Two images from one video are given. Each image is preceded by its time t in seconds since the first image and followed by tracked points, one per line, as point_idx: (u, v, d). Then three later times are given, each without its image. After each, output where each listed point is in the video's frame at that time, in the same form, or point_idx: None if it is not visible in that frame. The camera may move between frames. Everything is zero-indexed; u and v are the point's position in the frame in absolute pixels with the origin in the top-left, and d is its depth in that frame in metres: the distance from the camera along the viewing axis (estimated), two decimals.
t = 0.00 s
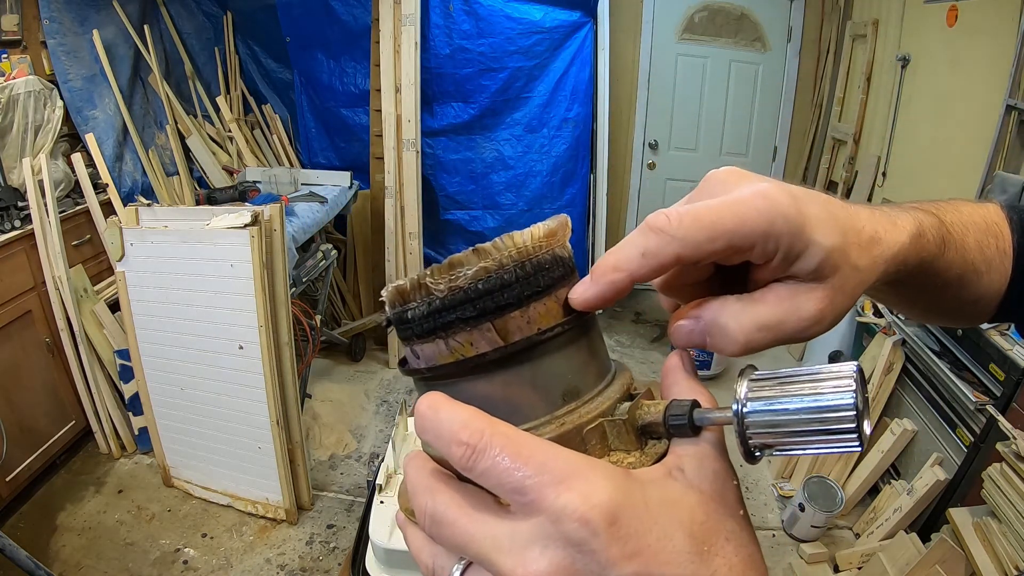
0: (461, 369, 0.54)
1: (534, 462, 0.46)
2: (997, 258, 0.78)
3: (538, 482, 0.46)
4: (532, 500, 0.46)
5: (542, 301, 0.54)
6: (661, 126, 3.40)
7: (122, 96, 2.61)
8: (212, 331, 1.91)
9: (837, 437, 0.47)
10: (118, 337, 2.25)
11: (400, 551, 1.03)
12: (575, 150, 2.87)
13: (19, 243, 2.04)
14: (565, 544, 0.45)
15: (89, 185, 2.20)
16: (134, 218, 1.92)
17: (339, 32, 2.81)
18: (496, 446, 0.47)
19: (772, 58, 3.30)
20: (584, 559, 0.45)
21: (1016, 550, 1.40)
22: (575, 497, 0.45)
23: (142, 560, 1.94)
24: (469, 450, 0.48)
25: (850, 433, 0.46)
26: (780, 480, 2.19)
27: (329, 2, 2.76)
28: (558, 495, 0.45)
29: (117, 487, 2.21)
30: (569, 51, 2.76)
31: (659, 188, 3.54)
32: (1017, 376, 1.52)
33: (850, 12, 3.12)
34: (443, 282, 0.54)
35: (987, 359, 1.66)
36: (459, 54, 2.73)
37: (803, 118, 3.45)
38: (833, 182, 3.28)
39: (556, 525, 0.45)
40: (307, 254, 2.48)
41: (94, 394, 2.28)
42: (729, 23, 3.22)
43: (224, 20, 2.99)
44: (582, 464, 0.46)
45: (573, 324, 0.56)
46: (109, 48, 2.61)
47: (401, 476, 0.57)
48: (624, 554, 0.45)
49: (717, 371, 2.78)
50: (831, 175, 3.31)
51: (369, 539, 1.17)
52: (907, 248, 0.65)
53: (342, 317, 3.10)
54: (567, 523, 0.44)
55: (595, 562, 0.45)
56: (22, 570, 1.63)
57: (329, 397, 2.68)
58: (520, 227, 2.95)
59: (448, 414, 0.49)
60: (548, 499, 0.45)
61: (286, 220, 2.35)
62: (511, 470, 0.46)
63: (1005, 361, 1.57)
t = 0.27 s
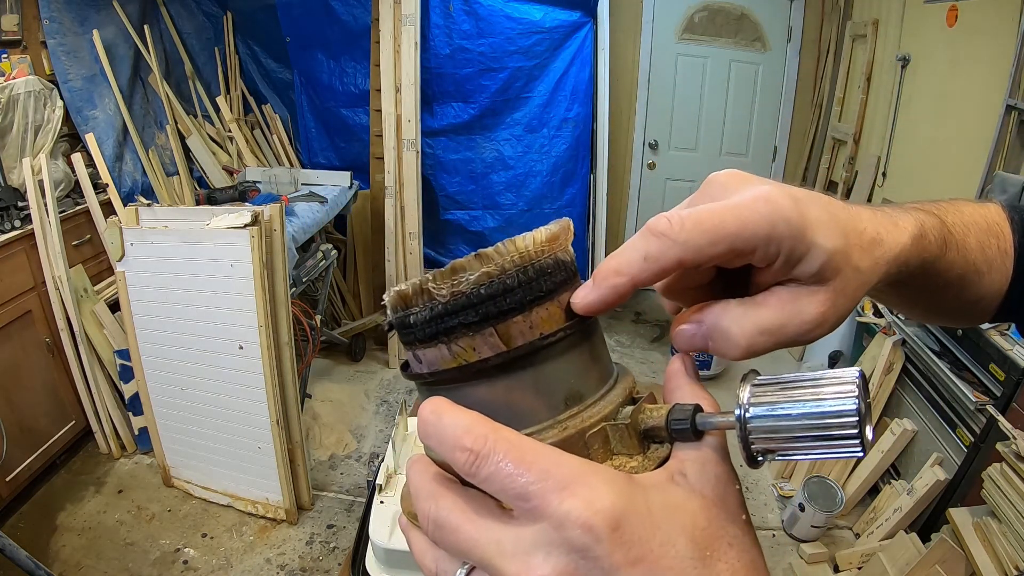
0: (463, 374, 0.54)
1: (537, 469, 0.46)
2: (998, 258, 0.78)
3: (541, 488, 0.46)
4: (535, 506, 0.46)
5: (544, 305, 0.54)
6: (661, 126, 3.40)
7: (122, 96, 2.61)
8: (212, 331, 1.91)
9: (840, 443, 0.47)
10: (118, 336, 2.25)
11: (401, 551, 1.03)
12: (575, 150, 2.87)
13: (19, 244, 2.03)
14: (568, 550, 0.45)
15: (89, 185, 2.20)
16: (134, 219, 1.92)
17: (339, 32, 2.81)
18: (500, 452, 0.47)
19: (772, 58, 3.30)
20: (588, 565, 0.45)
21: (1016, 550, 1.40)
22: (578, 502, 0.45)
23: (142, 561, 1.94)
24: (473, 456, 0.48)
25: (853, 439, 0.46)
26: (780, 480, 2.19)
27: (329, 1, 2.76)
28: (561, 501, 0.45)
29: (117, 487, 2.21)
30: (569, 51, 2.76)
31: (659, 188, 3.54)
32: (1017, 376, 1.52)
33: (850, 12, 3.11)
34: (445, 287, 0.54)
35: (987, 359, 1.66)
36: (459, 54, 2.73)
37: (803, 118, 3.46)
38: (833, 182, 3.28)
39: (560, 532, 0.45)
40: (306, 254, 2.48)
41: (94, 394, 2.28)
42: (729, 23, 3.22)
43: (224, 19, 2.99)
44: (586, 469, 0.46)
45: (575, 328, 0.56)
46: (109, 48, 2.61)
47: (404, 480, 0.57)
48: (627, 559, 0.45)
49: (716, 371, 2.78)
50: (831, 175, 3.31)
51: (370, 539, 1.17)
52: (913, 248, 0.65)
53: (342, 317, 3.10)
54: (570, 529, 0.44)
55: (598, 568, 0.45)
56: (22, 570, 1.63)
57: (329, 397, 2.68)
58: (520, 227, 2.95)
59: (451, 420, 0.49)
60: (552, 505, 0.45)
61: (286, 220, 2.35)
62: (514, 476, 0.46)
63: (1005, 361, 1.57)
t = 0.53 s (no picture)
0: (465, 378, 0.54)
1: (538, 472, 0.46)
2: (998, 260, 0.77)
3: (542, 491, 0.46)
4: (536, 509, 0.46)
5: (546, 309, 0.54)
6: (661, 126, 3.40)
7: (122, 97, 2.61)
8: (212, 331, 1.91)
9: (838, 446, 0.47)
10: (118, 337, 2.25)
11: (401, 552, 1.03)
12: (575, 150, 2.87)
13: (19, 244, 2.03)
14: (570, 552, 0.45)
15: (89, 185, 2.20)
16: (134, 219, 1.92)
17: (340, 32, 2.81)
18: (501, 455, 0.47)
19: (772, 58, 3.30)
20: (589, 567, 0.45)
21: (1016, 550, 1.40)
22: (580, 505, 0.45)
23: (142, 560, 1.94)
24: (474, 459, 0.48)
25: (851, 442, 0.46)
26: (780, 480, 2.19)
27: (329, 1, 2.76)
28: (562, 503, 0.45)
29: (117, 487, 2.21)
30: (569, 51, 2.76)
31: (659, 188, 3.54)
32: (1017, 376, 1.52)
33: (849, 12, 3.11)
34: (447, 292, 0.54)
35: (987, 359, 1.66)
36: (459, 54, 2.73)
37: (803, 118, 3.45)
38: (833, 182, 3.27)
39: (561, 534, 0.45)
40: (307, 254, 2.48)
41: (94, 394, 2.28)
42: (729, 23, 3.21)
43: (224, 19, 2.99)
44: (587, 472, 0.47)
45: (576, 332, 0.56)
46: (108, 48, 2.61)
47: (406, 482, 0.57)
48: (628, 562, 0.45)
49: (716, 371, 2.77)
50: (830, 175, 3.30)
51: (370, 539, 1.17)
52: (908, 253, 0.65)
53: (342, 317, 3.10)
54: (571, 531, 0.45)
55: (599, 570, 0.45)
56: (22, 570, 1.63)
57: (329, 397, 2.68)
58: (520, 227, 2.95)
59: (454, 424, 0.49)
60: (553, 507, 0.45)
61: (286, 220, 2.35)
62: (516, 479, 0.46)
63: (1004, 361, 1.57)
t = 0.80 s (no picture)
0: (461, 379, 0.54)
1: (532, 472, 0.46)
2: (992, 236, 0.78)
3: (536, 491, 0.46)
4: (531, 509, 0.46)
5: (542, 310, 0.55)
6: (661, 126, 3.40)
7: (122, 97, 2.61)
8: (212, 331, 1.91)
9: (833, 446, 0.47)
10: (118, 336, 2.25)
11: (401, 551, 1.03)
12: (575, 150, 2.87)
13: (19, 244, 2.04)
14: (564, 552, 0.45)
15: (89, 185, 2.20)
16: (134, 219, 1.92)
17: (339, 32, 2.81)
18: (496, 456, 0.47)
19: (772, 59, 3.31)
20: (583, 567, 0.45)
21: (1016, 550, 1.40)
22: (574, 505, 0.45)
23: (142, 560, 1.94)
24: (469, 460, 0.48)
25: (846, 442, 0.46)
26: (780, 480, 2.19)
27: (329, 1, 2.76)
28: (556, 503, 0.45)
29: (117, 487, 2.21)
30: (569, 51, 2.75)
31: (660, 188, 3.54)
32: (1017, 376, 1.52)
33: (850, 12, 3.09)
34: (443, 294, 0.54)
35: (987, 359, 1.66)
36: (459, 54, 2.73)
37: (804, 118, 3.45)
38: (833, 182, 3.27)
39: (555, 534, 0.45)
40: (306, 254, 2.48)
41: (94, 394, 2.28)
42: (729, 24, 3.21)
43: (224, 20, 2.99)
44: (582, 472, 0.47)
45: (572, 334, 0.56)
46: (109, 48, 2.61)
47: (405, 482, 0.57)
48: (623, 563, 0.44)
49: (716, 371, 2.77)
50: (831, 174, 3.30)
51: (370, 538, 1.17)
52: (912, 191, 0.63)
53: (342, 317, 3.10)
54: (565, 532, 0.45)
55: (593, 571, 0.45)
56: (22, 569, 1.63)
57: (330, 397, 2.68)
58: (520, 227, 2.95)
59: (449, 425, 0.50)
60: (548, 507, 0.45)
61: (286, 220, 2.35)
62: (510, 479, 0.47)
63: (1004, 361, 1.57)
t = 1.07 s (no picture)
0: (471, 373, 0.54)
1: (544, 473, 0.47)
2: (980, 234, 0.79)
3: (549, 493, 0.46)
4: (543, 509, 0.46)
5: (556, 305, 0.54)
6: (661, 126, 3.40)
7: (122, 96, 2.61)
8: (212, 332, 1.91)
9: (847, 454, 0.48)
10: (118, 337, 2.24)
11: (402, 552, 1.03)
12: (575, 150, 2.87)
13: (19, 244, 2.03)
14: (576, 555, 0.45)
15: (89, 185, 2.20)
16: (134, 219, 1.92)
17: (339, 32, 2.81)
18: (508, 454, 0.48)
19: (772, 58, 3.31)
20: (595, 569, 0.45)
21: (1016, 550, 1.40)
22: (586, 508, 0.45)
23: (142, 560, 1.94)
24: (480, 458, 0.48)
25: (860, 451, 0.47)
26: (780, 480, 2.19)
27: (329, 1, 2.76)
28: (569, 506, 0.45)
29: (117, 487, 2.21)
30: (569, 51, 2.75)
31: (659, 188, 3.54)
32: (1016, 376, 1.53)
33: (849, 12, 3.10)
34: (457, 285, 0.54)
35: (987, 360, 1.66)
36: (459, 54, 2.73)
37: (804, 117, 3.45)
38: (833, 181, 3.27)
39: (567, 535, 0.45)
40: (306, 254, 2.48)
41: (94, 394, 2.28)
42: (729, 23, 3.21)
43: (224, 19, 2.98)
44: (594, 475, 0.47)
45: (585, 330, 0.55)
46: (108, 48, 2.61)
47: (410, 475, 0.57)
48: (634, 565, 0.45)
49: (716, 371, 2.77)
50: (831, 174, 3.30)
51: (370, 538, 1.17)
52: (886, 187, 0.65)
53: (342, 317, 3.10)
54: (578, 534, 0.45)
55: (605, 573, 0.45)
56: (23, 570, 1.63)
57: (329, 397, 2.68)
58: (520, 226, 2.95)
59: (458, 421, 0.50)
60: (560, 509, 0.46)
61: (286, 220, 2.35)
62: (522, 480, 0.47)
63: (1004, 361, 1.57)
